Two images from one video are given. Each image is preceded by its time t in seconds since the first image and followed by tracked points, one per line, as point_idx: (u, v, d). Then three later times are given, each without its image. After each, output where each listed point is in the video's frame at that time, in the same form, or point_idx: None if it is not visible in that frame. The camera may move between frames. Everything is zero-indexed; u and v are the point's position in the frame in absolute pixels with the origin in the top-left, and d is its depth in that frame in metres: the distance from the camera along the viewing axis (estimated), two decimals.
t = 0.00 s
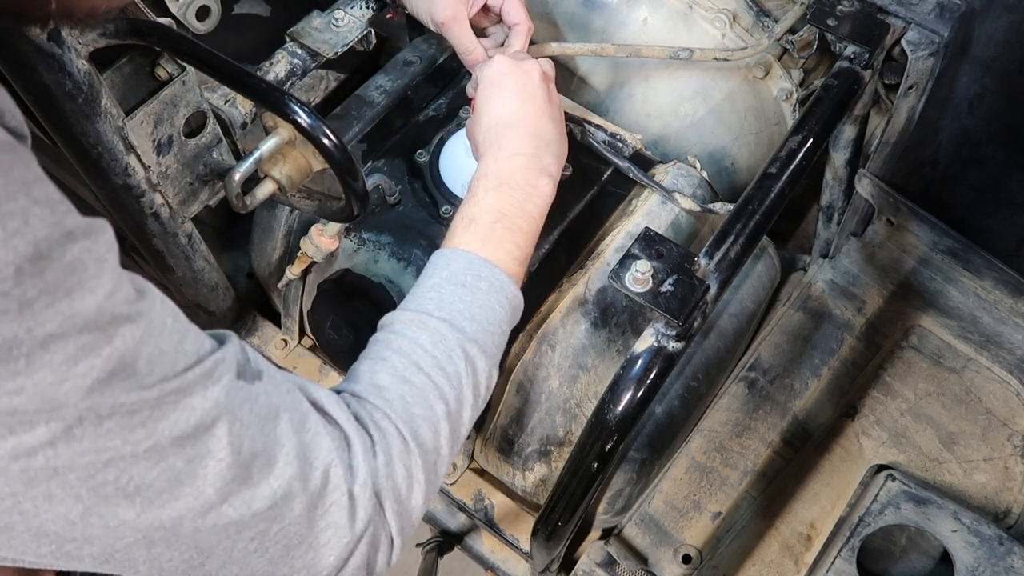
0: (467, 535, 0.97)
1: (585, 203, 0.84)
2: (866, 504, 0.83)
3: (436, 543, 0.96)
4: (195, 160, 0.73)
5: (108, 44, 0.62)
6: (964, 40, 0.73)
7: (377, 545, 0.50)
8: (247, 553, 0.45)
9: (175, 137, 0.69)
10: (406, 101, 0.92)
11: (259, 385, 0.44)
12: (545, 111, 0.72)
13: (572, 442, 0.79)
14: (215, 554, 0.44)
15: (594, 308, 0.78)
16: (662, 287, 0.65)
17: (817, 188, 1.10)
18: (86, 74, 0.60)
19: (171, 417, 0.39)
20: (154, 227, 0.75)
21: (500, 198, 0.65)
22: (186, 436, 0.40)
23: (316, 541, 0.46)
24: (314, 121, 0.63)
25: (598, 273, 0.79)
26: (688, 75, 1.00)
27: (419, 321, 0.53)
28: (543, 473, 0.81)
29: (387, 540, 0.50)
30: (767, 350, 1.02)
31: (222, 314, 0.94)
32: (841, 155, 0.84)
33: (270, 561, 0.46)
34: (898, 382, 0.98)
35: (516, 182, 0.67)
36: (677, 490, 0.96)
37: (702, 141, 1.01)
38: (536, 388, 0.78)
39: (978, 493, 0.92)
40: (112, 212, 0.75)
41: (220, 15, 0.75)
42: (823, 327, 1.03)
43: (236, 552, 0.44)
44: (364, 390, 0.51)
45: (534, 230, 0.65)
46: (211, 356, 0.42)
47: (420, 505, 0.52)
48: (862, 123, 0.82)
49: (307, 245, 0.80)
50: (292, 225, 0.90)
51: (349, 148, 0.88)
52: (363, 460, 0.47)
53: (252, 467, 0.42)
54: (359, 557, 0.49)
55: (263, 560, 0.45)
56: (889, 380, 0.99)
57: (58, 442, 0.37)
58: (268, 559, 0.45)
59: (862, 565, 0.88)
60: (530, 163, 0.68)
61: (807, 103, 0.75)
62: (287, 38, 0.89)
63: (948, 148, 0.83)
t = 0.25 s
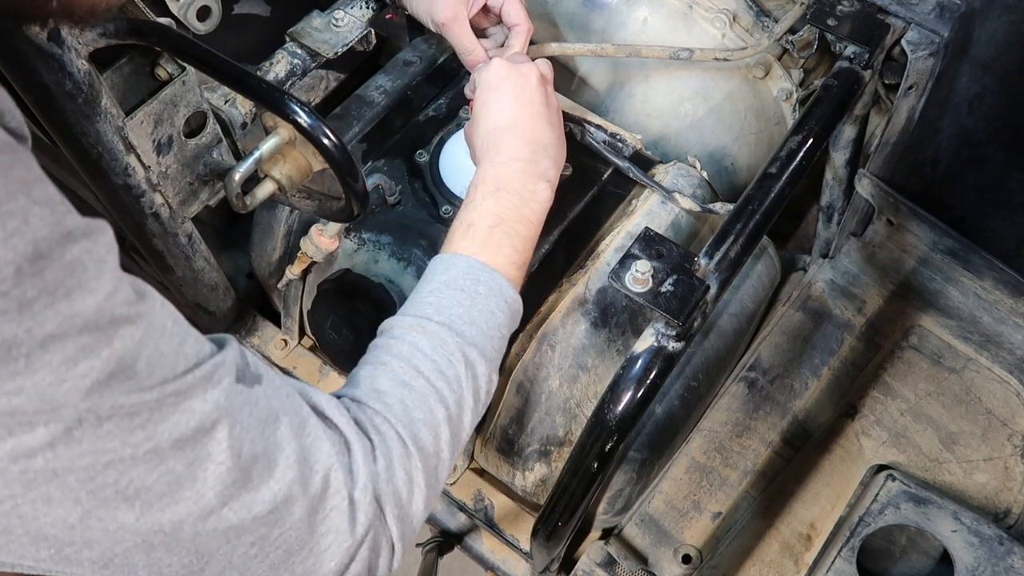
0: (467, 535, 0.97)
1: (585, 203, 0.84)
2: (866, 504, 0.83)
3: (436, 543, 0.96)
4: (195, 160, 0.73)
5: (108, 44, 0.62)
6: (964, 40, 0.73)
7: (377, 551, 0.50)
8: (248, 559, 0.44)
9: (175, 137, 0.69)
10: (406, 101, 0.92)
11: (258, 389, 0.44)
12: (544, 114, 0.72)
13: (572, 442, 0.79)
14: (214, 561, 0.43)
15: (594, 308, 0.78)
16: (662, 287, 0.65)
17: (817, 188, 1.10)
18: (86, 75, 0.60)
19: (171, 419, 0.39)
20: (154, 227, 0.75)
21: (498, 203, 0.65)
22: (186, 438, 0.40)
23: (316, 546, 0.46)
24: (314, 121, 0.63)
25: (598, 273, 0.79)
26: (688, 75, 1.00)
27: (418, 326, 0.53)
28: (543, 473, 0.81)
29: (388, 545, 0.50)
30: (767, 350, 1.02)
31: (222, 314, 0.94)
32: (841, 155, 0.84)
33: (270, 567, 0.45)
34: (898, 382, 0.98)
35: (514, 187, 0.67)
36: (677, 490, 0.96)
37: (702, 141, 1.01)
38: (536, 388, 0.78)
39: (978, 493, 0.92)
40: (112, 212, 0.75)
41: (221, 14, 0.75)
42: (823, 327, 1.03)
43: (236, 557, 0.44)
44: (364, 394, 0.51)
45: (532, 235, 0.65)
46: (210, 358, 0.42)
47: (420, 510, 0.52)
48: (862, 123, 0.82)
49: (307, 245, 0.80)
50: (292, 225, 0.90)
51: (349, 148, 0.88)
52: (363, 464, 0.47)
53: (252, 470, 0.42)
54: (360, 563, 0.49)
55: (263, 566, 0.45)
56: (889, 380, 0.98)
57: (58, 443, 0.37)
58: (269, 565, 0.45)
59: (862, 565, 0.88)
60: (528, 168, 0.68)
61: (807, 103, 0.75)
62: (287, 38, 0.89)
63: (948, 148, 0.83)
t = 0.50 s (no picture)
0: (467, 535, 0.97)
1: (585, 203, 0.84)
2: (866, 504, 0.83)
3: (437, 543, 0.97)
4: (195, 160, 0.73)
5: (108, 44, 0.62)
6: (964, 40, 0.73)
7: (383, 553, 0.50)
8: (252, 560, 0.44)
9: (175, 137, 0.69)
10: (406, 101, 0.92)
11: (261, 390, 0.44)
12: (539, 114, 0.72)
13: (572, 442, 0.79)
14: (219, 562, 0.43)
15: (594, 308, 0.78)
16: (662, 287, 0.65)
17: (817, 188, 1.10)
18: (86, 74, 0.60)
19: (174, 420, 0.40)
20: (154, 227, 0.75)
21: (495, 205, 0.65)
22: (190, 438, 0.40)
23: (322, 548, 0.46)
24: (314, 121, 0.63)
25: (598, 273, 0.79)
26: (688, 75, 1.00)
27: (418, 327, 0.54)
28: (543, 473, 0.81)
29: (394, 547, 0.50)
30: (767, 350, 1.02)
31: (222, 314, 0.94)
32: (841, 155, 0.84)
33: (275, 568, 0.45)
34: (898, 382, 0.98)
35: (511, 188, 0.67)
36: (677, 490, 0.96)
37: (702, 141, 1.01)
38: (536, 387, 0.78)
39: (978, 493, 0.92)
40: (112, 211, 0.75)
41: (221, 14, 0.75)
42: (823, 326, 1.03)
43: (241, 560, 0.44)
44: (367, 396, 0.51)
45: (529, 235, 0.65)
46: (212, 359, 0.42)
47: (425, 512, 0.52)
48: (862, 122, 0.82)
49: (307, 245, 0.80)
50: (292, 225, 0.90)
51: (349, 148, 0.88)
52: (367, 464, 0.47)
53: (255, 470, 0.42)
54: (366, 565, 0.49)
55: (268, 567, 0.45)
56: (889, 380, 0.98)
57: (61, 444, 0.37)
58: (273, 567, 0.45)
59: (862, 565, 0.88)
60: (524, 170, 0.69)
61: (807, 103, 0.75)
62: (287, 38, 0.89)
63: (948, 148, 0.83)
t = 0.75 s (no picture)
0: (467, 535, 0.97)
1: (585, 203, 0.84)
2: (866, 504, 0.83)
3: (437, 543, 0.97)
4: (195, 160, 0.73)
5: (108, 44, 0.62)
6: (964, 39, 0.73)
7: (382, 563, 0.49)
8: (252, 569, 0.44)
9: (175, 137, 0.69)
10: (406, 100, 0.92)
11: (258, 400, 0.44)
12: (542, 132, 0.72)
13: (572, 442, 0.79)
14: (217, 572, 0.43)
15: (594, 308, 0.78)
16: (662, 287, 0.65)
17: (817, 188, 1.10)
18: (86, 75, 0.60)
19: (173, 427, 0.39)
20: (154, 227, 0.75)
21: (496, 223, 0.65)
22: (188, 445, 0.40)
23: (319, 559, 0.46)
24: (314, 121, 0.63)
25: (598, 273, 0.79)
26: (688, 75, 1.00)
27: (418, 340, 0.54)
28: (543, 473, 0.81)
29: (392, 559, 0.50)
30: (767, 350, 1.02)
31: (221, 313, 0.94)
32: (841, 155, 0.84)
33: None
34: (898, 382, 0.98)
35: (511, 206, 0.67)
36: (677, 490, 0.96)
37: (702, 141, 1.01)
38: (536, 387, 0.78)
39: (978, 493, 0.92)
40: (111, 211, 0.75)
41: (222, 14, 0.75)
42: (823, 327, 1.03)
43: (238, 570, 0.43)
44: (366, 407, 0.51)
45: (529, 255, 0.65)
46: (209, 368, 0.42)
47: (424, 523, 0.52)
48: (862, 123, 0.82)
49: (307, 245, 0.80)
50: (292, 225, 0.90)
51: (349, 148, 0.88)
52: (366, 473, 0.47)
53: (254, 478, 0.42)
54: None
55: None
56: (889, 380, 0.98)
57: (58, 451, 0.37)
58: None
59: (862, 565, 0.88)
60: (524, 188, 0.68)
61: (807, 103, 0.75)
62: (287, 38, 0.89)
63: (948, 148, 0.83)
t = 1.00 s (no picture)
0: (467, 535, 0.97)
1: (585, 203, 0.84)
2: (866, 504, 0.83)
3: (437, 543, 0.97)
4: (195, 160, 0.73)
5: (108, 44, 0.62)
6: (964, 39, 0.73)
7: (391, 563, 0.49)
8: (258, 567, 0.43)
9: (174, 136, 0.69)
10: (406, 100, 0.91)
11: (258, 398, 0.44)
12: (538, 136, 0.72)
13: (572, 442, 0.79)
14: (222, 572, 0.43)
15: (594, 308, 0.78)
16: (662, 287, 0.65)
17: (817, 188, 1.10)
18: (86, 74, 0.60)
19: (173, 423, 0.39)
20: (154, 226, 0.75)
21: (493, 226, 0.65)
22: (189, 441, 0.40)
23: (326, 558, 0.46)
24: (314, 121, 0.63)
25: (598, 272, 0.79)
26: (688, 75, 1.00)
27: (420, 340, 0.54)
28: (543, 473, 0.81)
29: (401, 558, 0.50)
30: (767, 350, 1.02)
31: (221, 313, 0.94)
32: (841, 155, 0.84)
33: None
34: (898, 382, 0.98)
35: (507, 209, 0.67)
36: (677, 490, 0.96)
37: (702, 141, 1.01)
38: (536, 387, 0.78)
39: (978, 493, 0.92)
40: (111, 211, 0.75)
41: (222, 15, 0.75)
42: (823, 326, 1.03)
43: (245, 570, 0.43)
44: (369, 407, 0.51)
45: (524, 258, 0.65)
46: (207, 365, 0.42)
47: (432, 522, 0.52)
48: (861, 122, 0.82)
49: (307, 245, 0.80)
50: (292, 224, 0.90)
51: (349, 148, 0.88)
52: (371, 470, 0.47)
53: (257, 475, 0.42)
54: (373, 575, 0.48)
55: None
56: (889, 380, 0.98)
57: (57, 448, 0.37)
58: None
59: (862, 565, 0.88)
60: (518, 192, 0.68)
61: (807, 102, 0.75)
62: (287, 37, 0.89)
63: (948, 148, 0.83)
